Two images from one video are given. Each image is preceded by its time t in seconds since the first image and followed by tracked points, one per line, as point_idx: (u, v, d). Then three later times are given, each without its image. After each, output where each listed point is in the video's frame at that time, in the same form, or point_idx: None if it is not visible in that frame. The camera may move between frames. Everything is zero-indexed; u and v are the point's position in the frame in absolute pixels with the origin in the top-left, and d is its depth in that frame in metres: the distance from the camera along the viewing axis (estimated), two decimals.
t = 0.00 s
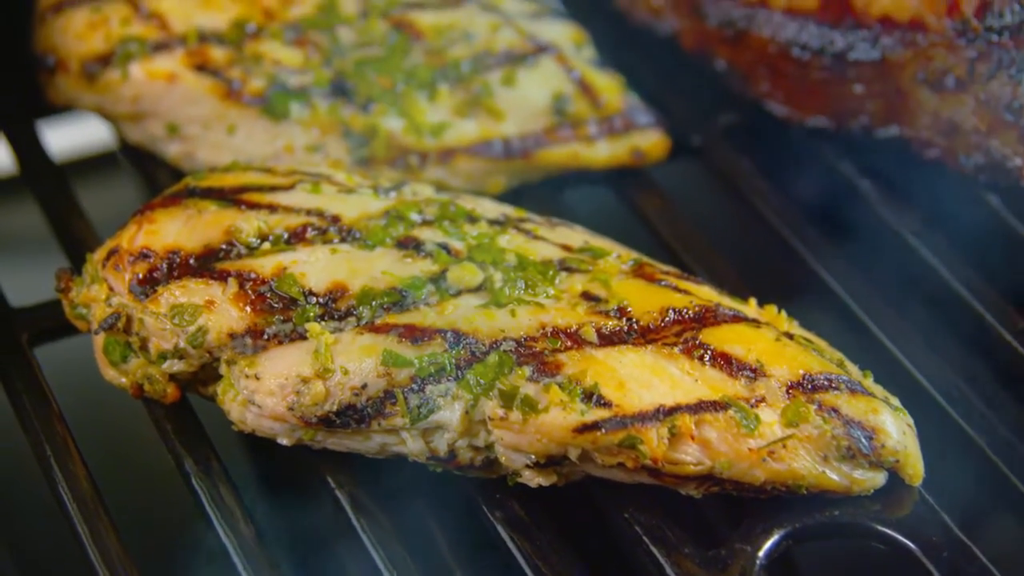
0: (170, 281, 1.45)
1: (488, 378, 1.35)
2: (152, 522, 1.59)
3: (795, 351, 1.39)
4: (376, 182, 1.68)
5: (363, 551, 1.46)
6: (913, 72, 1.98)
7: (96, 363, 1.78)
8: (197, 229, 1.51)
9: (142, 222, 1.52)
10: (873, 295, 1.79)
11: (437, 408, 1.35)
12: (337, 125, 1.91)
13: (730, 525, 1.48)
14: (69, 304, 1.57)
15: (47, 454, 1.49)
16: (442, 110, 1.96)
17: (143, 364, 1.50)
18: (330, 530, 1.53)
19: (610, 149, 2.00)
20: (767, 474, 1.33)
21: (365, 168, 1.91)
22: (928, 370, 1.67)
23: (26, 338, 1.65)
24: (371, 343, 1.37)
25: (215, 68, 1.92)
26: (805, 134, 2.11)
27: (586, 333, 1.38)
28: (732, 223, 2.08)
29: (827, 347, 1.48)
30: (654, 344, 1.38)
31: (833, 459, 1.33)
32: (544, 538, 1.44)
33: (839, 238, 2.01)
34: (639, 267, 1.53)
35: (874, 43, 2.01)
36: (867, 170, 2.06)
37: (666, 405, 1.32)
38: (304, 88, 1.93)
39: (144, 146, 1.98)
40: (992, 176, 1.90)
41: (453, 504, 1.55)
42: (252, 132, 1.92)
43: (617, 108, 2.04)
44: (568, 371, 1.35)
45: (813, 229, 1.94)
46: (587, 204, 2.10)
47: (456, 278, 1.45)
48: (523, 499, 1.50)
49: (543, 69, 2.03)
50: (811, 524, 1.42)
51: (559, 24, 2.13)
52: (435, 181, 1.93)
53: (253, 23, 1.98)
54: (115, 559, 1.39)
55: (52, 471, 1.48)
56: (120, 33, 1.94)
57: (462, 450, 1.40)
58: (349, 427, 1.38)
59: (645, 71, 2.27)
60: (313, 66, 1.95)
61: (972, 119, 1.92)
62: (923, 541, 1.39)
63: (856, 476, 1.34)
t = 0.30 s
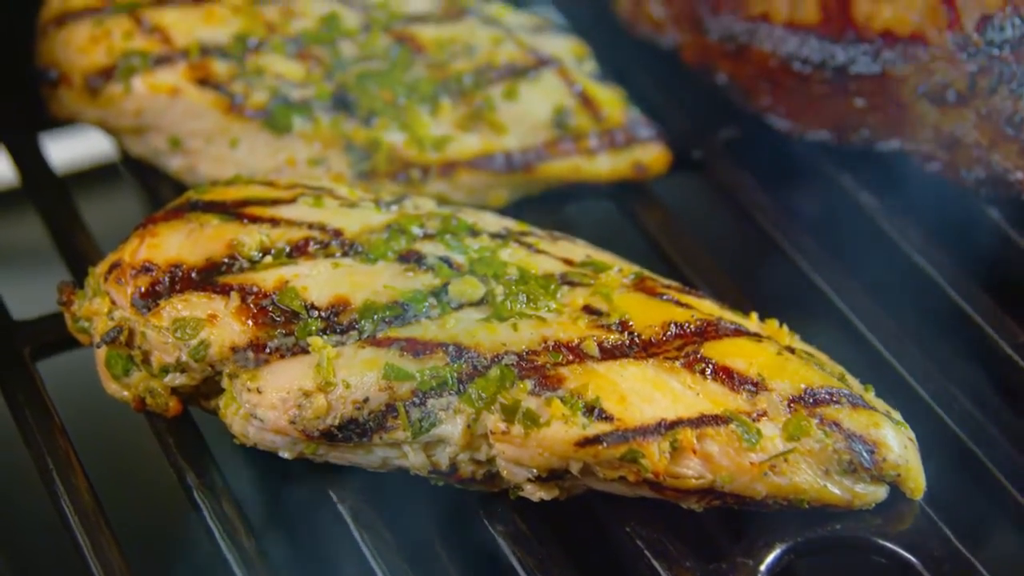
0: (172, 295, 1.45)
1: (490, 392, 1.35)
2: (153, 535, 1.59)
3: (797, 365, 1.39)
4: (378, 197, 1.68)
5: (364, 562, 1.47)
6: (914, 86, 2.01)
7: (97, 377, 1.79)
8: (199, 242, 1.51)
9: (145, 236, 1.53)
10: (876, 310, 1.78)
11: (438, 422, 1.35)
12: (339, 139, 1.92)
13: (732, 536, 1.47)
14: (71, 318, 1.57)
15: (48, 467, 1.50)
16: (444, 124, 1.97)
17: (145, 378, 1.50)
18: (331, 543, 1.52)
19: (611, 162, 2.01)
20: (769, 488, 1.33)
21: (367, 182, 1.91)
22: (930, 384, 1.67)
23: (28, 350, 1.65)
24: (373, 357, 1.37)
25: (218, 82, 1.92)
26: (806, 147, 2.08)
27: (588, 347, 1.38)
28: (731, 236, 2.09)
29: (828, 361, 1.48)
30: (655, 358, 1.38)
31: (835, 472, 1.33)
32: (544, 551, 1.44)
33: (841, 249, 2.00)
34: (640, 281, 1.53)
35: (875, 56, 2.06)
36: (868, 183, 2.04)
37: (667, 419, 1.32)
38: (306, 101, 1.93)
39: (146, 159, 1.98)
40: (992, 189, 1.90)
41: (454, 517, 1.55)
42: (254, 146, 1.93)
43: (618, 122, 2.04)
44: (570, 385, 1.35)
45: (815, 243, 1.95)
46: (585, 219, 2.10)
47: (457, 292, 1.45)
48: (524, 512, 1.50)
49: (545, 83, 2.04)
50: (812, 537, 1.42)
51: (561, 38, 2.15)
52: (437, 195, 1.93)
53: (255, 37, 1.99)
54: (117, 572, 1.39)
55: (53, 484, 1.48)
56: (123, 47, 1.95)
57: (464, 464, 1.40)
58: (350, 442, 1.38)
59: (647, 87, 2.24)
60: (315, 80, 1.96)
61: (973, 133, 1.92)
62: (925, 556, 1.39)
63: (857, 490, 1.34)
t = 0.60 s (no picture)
0: (175, 310, 1.45)
1: (492, 408, 1.35)
2: (156, 550, 1.59)
3: (799, 381, 1.38)
4: (380, 211, 1.69)
5: None
6: (916, 101, 1.98)
7: (100, 392, 1.79)
8: (202, 257, 1.51)
9: (148, 251, 1.53)
10: (874, 327, 1.77)
11: (442, 437, 1.35)
12: (342, 154, 1.93)
13: (735, 553, 1.46)
14: (74, 333, 1.58)
15: (51, 482, 1.49)
16: (447, 139, 1.97)
17: (148, 393, 1.50)
18: (334, 557, 1.52)
19: (614, 178, 2.02)
20: (771, 504, 1.33)
21: (369, 197, 1.91)
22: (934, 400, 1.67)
23: (30, 366, 1.65)
24: (376, 372, 1.38)
25: (221, 97, 1.93)
26: (808, 160, 2.13)
27: (590, 362, 1.38)
28: (732, 250, 2.11)
29: (831, 377, 1.48)
30: (658, 373, 1.38)
31: (837, 488, 1.33)
32: (545, 565, 1.45)
33: (841, 266, 2.01)
34: (642, 296, 1.53)
35: (877, 72, 2.02)
36: (869, 198, 2.05)
37: (670, 435, 1.32)
38: (309, 116, 1.94)
39: (149, 174, 1.99)
40: (995, 206, 1.92)
41: (457, 532, 1.54)
42: (256, 161, 1.93)
43: (621, 137, 2.05)
44: (572, 401, 1.35)
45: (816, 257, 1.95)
46: (584, 232, 2.13)
47: (460, 306, 1.45)
48: (528, 529, 1.50)
49: (547, 98, 2.05)
50: (812, 554, 1.41)
51: (562, 53, 2.16)
52: (439, 210, 1.94)
53: (258, 52, 2.01)
54: None
55: (56, 500, 1.48)
56: (126, 62, 1.96)
57: (466, 479, 1.40)
58: (354, 456, 1.39)
59: (647, 101, 2.26)
60: (317, 95, 1.97)
61: (975, 149, 1.93)
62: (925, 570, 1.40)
63: (859, 505, 1.34)
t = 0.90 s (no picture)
0: (178, 327, 1.46)
1: (495, 425, 1.35)
2: (158, 567, 1.59)
3: (802, 398, 1.38)
4: (383, 229, 1.70)
5: None
6: (918, 119, 2.00)
7: (103, 408, 1.79)
8: (205, 274, 1.52)
9: (151, 268, 1.54)
10: (883, 349, 1.80)
11: (444, 454, 1.36)
12: (344, 171, 1.93)
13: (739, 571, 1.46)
14: (77, 350, 1.57)
15: (54, 498, 1.50)
16: (450, 156, 1.98)
17: (151, 410, 1.51)
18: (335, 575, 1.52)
19: (615, 196, 2.02)
20: (773, 521, 1.33)
21: (372, 214, 1.93)
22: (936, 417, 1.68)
23: (34, 383, 1.65)
24: (379, 390, 1.38)
25: (224, 114, 1.95)
26: (811, 179, 2.13)
27: (593, 380, 1.38)
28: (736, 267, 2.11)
29: (833, 394, 1.48)
30: (659, 391, 1.38)
31: (839, 505, 1.32)
32: None
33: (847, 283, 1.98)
34: (645, 314, 1.53)
35: (879, 90, 2.04)
36: (873, 217, 2.06)
37: (672, 452, 1.32)
38: (312, 133, 1.95)
39: (152, 191, 2.00)
40: (997, 224, 1.93)
41: (459, 550, 1.54)
42: (259, 179, 1.94)
43: (623, 154, 2.06)
44: (574, 418, 1.35)
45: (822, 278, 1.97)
46: (592, 253, 2.09)
47: (462, 323, 1.44)
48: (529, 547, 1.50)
49: (549, 115, 2.06)
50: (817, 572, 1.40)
51: (564, 70, 2.18)
52: (443, 227, 1.95)
53: (261, 69, 2.03)
54: None
55: (59, 516, 1.48)
56: (130, 79, 1.98)
57: (469, 497, 1.40)
58: (357, 473, 1.39)
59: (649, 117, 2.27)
60: (321, 113, 1.99)
61: (977, 167, 1.95)
62: None
63: (861, 522, 1.33)
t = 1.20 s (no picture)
0: (182, 346, 1.46)
1: (499, 444, 1.36)
2: None
3: (805, 418, 1.38)
4: (387, 248, 1.70)
5: None
6: (922, 138, 2.00)
7: (106, 426, 1.79)
8: (209, 294, 1.52)
9: (155, 288, 1.54)
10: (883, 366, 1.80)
11: (448, 473, 1.36)
12: (349, 190, 1.94)
13: None
14: (81, 369, 1.58)
15: (58, 517, 1.50)
16: (453, 175, 1.99)
17: (156, 429, 1.51)
18: None
19: (619, 215, 2.03)
20: (776, 540, 1.33)
21: (376, 234, 1.93)
22: (939, 436, 1.68)
23: (39, 401, 1.66)
24: (383, 410, 1.39)
25: (228, 133, 1.96)
26: (813, 198, 2.14)
27: (595, 400, 1.39)
28: (736, 282, 2.12)
29: (836, 414, 1.48)
30: (662, 411, 1.38)
31: (842, 524, 1.32)
32: None
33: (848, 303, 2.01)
34: (647, 333, 1.53)
35: (881, 110, 2.03)
36: (875, 237, 2.06)
37: (675, 471, 1.33)
38: (316, 153, 1.96)
39: (157, 210, 2.01)
40: (999, 243, 1.96)
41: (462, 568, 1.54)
42: (263, 198, 1.95)
43: (626, 173, 2.07)
44: (577, 438, 1.36)
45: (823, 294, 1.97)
46: (596, 272, 2.11)
47: (465, 343, 1.44)
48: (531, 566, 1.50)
49: (552, 134, 2.06)
50: None
51: (568, 90, 2.18)
52: (446, 247, 1.96)
53: (265, 89, 2.04)
54: None
55: (63, 534, 1.48)
56: (134, 99, 1.99)
57: (472, 516, 1.40)
58: (360, 492, 1.40)
59: (649, 134, 2.29)
60: (324, 132, 1.99)
61: (980, 186, 1.95)
62: None
63: (864, 542, 1.32)
